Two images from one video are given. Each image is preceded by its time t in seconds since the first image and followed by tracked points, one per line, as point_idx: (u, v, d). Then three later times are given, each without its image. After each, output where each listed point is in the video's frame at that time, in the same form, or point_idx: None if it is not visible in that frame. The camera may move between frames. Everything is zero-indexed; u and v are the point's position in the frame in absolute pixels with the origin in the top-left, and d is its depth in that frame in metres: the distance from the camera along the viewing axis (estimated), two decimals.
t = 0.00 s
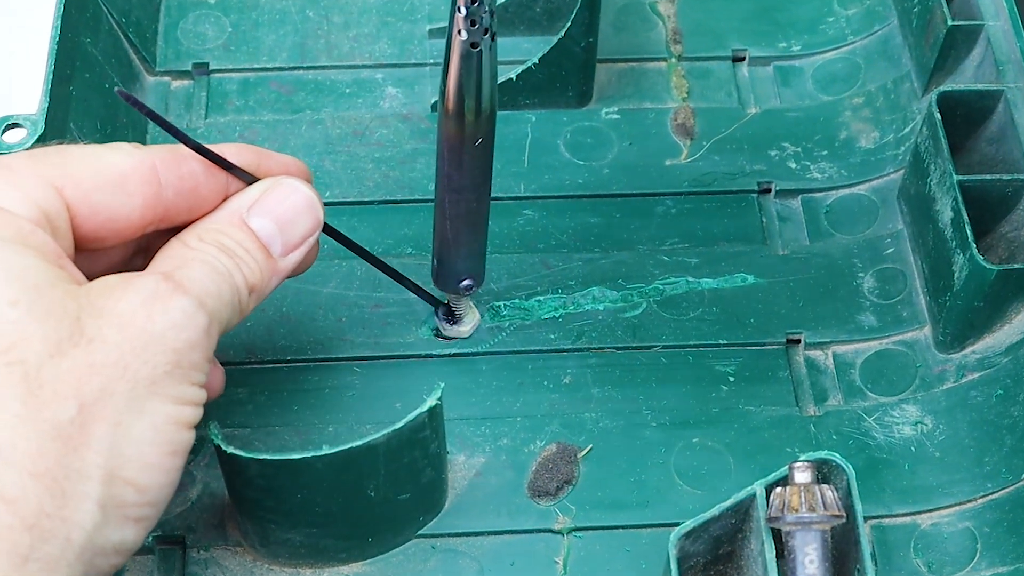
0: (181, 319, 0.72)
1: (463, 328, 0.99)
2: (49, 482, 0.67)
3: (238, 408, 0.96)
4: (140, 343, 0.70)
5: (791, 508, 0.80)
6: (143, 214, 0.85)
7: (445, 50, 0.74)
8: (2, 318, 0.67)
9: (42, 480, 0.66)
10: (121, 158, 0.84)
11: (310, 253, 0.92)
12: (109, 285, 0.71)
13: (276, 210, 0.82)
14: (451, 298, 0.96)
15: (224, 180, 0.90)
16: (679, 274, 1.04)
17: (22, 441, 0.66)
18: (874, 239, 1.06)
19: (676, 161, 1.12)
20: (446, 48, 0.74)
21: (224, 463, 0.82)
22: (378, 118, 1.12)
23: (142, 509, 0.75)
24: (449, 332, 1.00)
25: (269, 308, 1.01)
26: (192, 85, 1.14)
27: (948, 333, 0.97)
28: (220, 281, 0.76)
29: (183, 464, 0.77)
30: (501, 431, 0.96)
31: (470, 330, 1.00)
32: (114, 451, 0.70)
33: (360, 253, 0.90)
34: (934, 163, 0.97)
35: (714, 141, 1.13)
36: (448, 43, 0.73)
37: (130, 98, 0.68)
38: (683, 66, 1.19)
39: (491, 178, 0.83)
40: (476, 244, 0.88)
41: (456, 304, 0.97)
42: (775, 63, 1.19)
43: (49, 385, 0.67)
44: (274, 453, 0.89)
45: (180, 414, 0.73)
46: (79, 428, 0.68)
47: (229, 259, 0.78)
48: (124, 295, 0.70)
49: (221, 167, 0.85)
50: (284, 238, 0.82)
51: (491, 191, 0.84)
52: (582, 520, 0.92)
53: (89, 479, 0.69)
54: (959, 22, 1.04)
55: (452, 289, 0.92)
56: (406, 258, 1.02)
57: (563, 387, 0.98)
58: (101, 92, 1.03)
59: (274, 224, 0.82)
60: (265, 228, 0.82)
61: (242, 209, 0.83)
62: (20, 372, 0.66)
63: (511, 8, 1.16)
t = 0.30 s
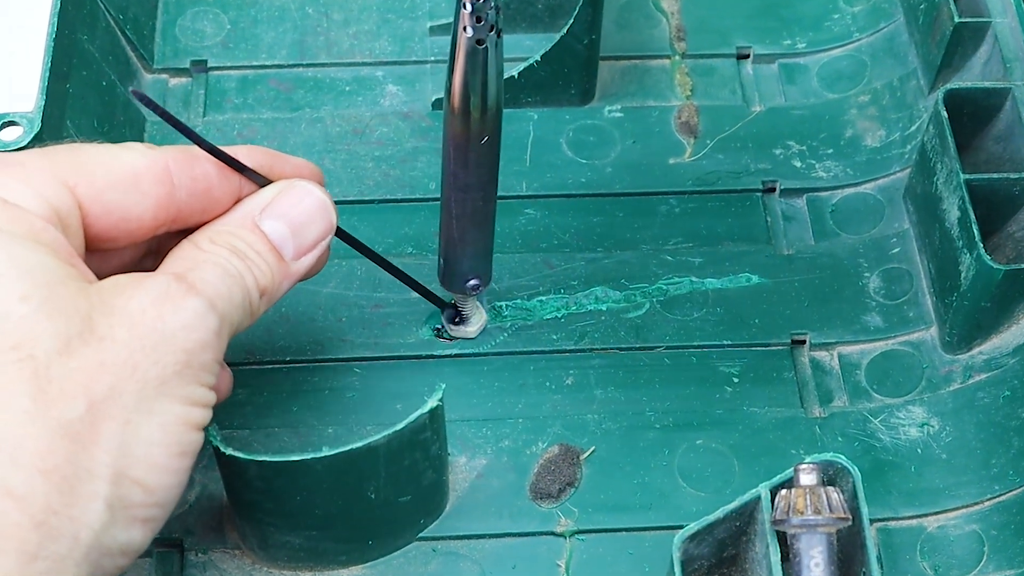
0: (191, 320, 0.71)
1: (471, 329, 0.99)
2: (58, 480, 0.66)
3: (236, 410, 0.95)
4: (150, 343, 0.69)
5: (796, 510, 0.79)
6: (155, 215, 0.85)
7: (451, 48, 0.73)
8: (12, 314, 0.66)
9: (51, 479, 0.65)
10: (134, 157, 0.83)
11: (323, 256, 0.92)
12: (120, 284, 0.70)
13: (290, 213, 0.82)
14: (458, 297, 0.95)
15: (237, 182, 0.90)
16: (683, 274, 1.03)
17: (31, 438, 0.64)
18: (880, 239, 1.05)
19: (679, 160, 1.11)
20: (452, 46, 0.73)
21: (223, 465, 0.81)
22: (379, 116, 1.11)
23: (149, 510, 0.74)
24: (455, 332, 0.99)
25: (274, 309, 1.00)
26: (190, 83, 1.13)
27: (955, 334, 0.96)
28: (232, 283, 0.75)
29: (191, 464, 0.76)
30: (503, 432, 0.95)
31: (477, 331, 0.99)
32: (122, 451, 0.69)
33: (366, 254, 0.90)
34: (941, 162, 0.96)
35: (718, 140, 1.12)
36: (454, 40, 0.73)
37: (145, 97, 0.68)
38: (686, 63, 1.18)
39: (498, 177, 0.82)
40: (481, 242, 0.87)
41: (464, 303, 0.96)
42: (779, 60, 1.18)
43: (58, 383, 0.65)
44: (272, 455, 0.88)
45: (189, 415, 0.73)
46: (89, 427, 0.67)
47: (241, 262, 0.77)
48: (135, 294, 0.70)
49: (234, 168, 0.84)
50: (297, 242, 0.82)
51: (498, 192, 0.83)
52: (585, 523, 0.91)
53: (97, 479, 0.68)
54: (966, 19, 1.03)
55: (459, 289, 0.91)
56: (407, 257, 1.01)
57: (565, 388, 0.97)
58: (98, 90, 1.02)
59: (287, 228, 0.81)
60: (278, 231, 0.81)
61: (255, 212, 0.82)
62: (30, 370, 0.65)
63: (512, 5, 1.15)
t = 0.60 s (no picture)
0: (206, 309, 0.71)
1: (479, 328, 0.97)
2: (73, 468, 0.65)
3: (235, 411, 0.94)
4: (166, 332, 0.69)
5: (801, 513, 0.78)
6: (171, 208, 0.84)
7: (459, 43, 0.72)
8: (28, 303, 0.65)
9: (66, 466, 0.65)
10: (150, 150, 0.82)
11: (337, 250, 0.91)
12: (135, 274, 0.70)
13: (305, 206, 0.81)
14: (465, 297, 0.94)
15: (252, 175, 0.89)
16: (686, 274, 1.02)
17: (45, 426, 0.64)
18: (886, 239, 1.04)
19: (683, 158, 1.10)
20: (460, 41, 0.72)
21: (222, 466, 0.80)
22: (379, 114, 1.10)
23: (164, 499, 0.73)
24: (462, 333, 0.98)
25: (277, 310, 0.99)
26: (188, 80, 1.12)
27: (961, 334, 0.95)
28: (246, 274, 0.75)
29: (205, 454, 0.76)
30: (505, 434, 0.94)
31: (485, 331, 0.97)
32: (137, 439, 0.69)
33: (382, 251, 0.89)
34: (947, 161, 0.95)
35: (721, 138, 1.11)
36: (462, 36, 0.71)
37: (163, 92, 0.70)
38: (690, 61, 1.16)
39: (507, 174, 0.81)
40: (490, 241, 0.86)
41: (471, 302, 0.95)
42: (784, 58, 1.17)
43: (73, 371, 0.65)
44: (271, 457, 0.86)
45: (204, 405, 0.73)
46: (103, 415, 0.66)
47: (256, 253, 0.77)
48: (150, 284, 0.70)
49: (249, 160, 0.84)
50: (311, 236, 0.82)
51: (506, 189, 0.83)
52: (587, 526, 0.90)
53: (113, 466, 0.68)
54: (973, 16, 1.02)
55: (467, 289, 0.90)
56: (407, 257, 1.00)
57: (568, 389, 0.96)
58: (96, 87, 1.01)
59: (302, 221, 0.81)
60: (293, 224, 0.81)
61: (269, 204, 0.82)
62: (45, 358, 0.64)
63: (514, 2, 1.14)
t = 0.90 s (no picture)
0: (206, 304, 0.70)
1: (486, 327, 0.97)
2: (67, 456, 0.64)
3: (234, 412, 0.93)
4: (165, 324, 0.68)
5: (806, 516, 0.77)
6: (175, 205, 0.83)
7: (470, 40, 0.71)
8: (27, 290, 0.64)
9: (61, 454, 0.64)
10: (157, 146, 0.82)
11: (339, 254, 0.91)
12: (135, 265, 0.69)
13: (309, 206, 0.81)
14: (474, 296, 0.93)
15: (256, 175, 0.88)
16: (690, 274, 1.01)
17: (41, 413, 0.63)
18: (892, 238, 1.02)
19: (687, 157, 1.09)
20: (471, 39, 0.71)
21: (220, 468, 0.79)
22: (380, 112, 1.09)
23: (157, 491, 0.72)
24: (470, 331, 0.97)
25: (276, 310, 0.98)
26: (186, 78, 1.11)
27: (968, 335, 0.94)
28: (247, 271, 0.74)
29: (200, 448, 0.75)
30: (507, 436, 0.93)
31: (494, 330, 0.97)
32: (132, 430, 0.68)
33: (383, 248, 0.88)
34: (954, 160, 0.94)
35: (726, 137, 1.10)
36: (474, 32, 0.71)
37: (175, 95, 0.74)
38: (694, 58, 1.15)
39: (517, 172, 0.80)
40: (499, 239, 0.85)
41: (479, 300, 0.94)
42: (789, 55, 1.16)
43: (70, 359, 0.64)
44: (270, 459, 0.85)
45: (200, 399, 0.71)
46: (100, 404, 0.65)
47: (257, 251, 0.76)
48: (150, 275, 0.69)
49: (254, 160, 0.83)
50: (313, 237, 0.81)
51: (516, 188, 0.82)
52: (590, 528, 0.89)
53: (107, 456, 0.66)
54: (981, 13, 1.01)
55: (475, 288, 0.89)
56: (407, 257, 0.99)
57: (570, 390, 0.95)
58: (93, 85, 1.00)
59: (304, 221, 0.81)
60: (296, 223, 0.80)
61: (271, 203, 0.81)
62: (43, 345, 0.63)
63: None
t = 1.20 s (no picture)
0: (217, 309, 0.70)
1: (492, 327, 0.96)
2: (77, 462, 0.62)
3: (233, 414, 0.92)
4: (176, 329, 0.67)
5: (811, 518, 0.75)
6: (183, 207, 0.82)
7: (474, 39, 0.71)
8: (36, 293, 0.63)
9: (70, 460, 0.62)
10: (166, 147, 0.80)
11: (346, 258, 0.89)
12: (146, 269, 0.69)
13: (320, 210, 0.81)
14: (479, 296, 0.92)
15: (267, 179, 0.87)
16: (694, 274, 1.00)
17: (49, 418, 0.61)
18: (898, 237, 1.01)
19: (691, 155, 1.08)
20: (476, 37, 0.71)
21: (219, 470, 0.78)
22: (380, 110, 1.08)
23: (165, 498, 0.71)
24: (476, 331, 0.96)
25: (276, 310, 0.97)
26: (185, 76, 1.10)
27: (975, 335, 0.92)
28: (257, 276, 0.74)
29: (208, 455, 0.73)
30: (508, 437, 0.92)
31: (500, 330, 0.96)
32: (142, 436, 0.66)
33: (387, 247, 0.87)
34: (960, 158, 0.93)
35: (730, 135, 1.09)
36: (478, 31, 0.70)
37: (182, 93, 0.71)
38: (698, 56, 1.14)
39: (522, 172, 0.79)
40: (504, 238, 0.83)
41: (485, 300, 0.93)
42: (794, 53, 1.15)
43: (80, 363, 0.63)
44: (269, 460, 0.84)
45: (210, 405, 0.70)
46: (109, 409, 0.64)
47: (268, 256, 0.76)
48: (162, 279, 0.68)
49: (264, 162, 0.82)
50: (324, 241, 0.81)
51: (522, 187, 0.80)
52: (593, 531, 0.88)
53: (116, 462, 0.65)
54: (987, 10, 1.00)
55: (481, 288, 0.88)
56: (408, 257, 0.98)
57: (573, 392, 0.94)
58: (90, 82, 1.00)
59: (315, 225, 0.81)
60: (307, 227, 0.81)
61: (282, 208, 0.81)
62: (53, 349, 0.62)
63: None
